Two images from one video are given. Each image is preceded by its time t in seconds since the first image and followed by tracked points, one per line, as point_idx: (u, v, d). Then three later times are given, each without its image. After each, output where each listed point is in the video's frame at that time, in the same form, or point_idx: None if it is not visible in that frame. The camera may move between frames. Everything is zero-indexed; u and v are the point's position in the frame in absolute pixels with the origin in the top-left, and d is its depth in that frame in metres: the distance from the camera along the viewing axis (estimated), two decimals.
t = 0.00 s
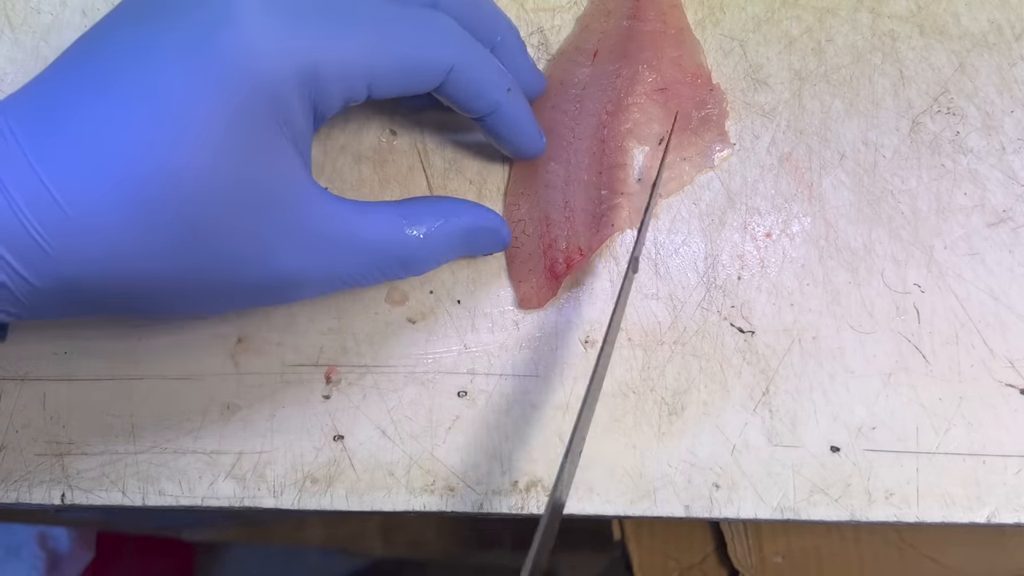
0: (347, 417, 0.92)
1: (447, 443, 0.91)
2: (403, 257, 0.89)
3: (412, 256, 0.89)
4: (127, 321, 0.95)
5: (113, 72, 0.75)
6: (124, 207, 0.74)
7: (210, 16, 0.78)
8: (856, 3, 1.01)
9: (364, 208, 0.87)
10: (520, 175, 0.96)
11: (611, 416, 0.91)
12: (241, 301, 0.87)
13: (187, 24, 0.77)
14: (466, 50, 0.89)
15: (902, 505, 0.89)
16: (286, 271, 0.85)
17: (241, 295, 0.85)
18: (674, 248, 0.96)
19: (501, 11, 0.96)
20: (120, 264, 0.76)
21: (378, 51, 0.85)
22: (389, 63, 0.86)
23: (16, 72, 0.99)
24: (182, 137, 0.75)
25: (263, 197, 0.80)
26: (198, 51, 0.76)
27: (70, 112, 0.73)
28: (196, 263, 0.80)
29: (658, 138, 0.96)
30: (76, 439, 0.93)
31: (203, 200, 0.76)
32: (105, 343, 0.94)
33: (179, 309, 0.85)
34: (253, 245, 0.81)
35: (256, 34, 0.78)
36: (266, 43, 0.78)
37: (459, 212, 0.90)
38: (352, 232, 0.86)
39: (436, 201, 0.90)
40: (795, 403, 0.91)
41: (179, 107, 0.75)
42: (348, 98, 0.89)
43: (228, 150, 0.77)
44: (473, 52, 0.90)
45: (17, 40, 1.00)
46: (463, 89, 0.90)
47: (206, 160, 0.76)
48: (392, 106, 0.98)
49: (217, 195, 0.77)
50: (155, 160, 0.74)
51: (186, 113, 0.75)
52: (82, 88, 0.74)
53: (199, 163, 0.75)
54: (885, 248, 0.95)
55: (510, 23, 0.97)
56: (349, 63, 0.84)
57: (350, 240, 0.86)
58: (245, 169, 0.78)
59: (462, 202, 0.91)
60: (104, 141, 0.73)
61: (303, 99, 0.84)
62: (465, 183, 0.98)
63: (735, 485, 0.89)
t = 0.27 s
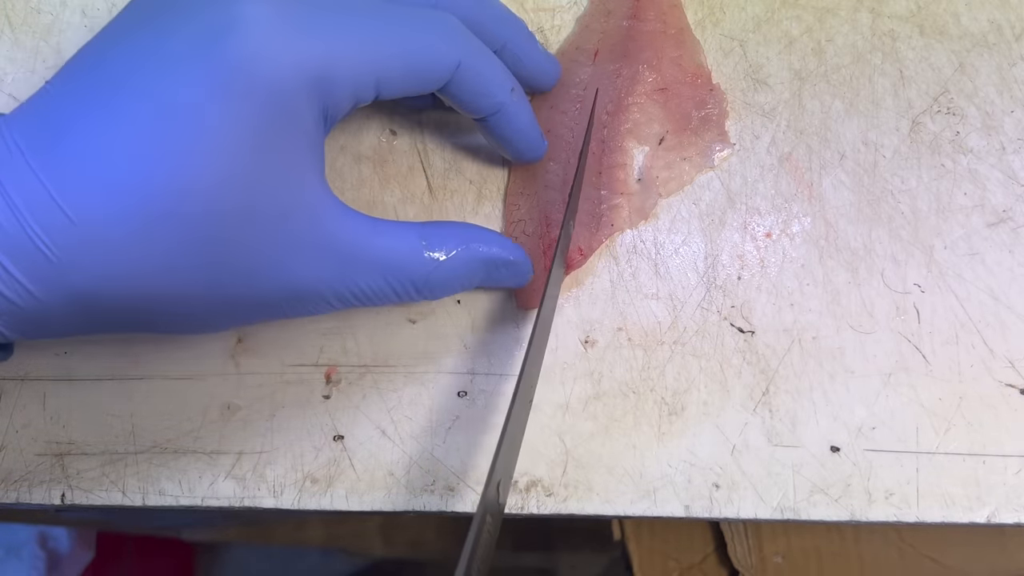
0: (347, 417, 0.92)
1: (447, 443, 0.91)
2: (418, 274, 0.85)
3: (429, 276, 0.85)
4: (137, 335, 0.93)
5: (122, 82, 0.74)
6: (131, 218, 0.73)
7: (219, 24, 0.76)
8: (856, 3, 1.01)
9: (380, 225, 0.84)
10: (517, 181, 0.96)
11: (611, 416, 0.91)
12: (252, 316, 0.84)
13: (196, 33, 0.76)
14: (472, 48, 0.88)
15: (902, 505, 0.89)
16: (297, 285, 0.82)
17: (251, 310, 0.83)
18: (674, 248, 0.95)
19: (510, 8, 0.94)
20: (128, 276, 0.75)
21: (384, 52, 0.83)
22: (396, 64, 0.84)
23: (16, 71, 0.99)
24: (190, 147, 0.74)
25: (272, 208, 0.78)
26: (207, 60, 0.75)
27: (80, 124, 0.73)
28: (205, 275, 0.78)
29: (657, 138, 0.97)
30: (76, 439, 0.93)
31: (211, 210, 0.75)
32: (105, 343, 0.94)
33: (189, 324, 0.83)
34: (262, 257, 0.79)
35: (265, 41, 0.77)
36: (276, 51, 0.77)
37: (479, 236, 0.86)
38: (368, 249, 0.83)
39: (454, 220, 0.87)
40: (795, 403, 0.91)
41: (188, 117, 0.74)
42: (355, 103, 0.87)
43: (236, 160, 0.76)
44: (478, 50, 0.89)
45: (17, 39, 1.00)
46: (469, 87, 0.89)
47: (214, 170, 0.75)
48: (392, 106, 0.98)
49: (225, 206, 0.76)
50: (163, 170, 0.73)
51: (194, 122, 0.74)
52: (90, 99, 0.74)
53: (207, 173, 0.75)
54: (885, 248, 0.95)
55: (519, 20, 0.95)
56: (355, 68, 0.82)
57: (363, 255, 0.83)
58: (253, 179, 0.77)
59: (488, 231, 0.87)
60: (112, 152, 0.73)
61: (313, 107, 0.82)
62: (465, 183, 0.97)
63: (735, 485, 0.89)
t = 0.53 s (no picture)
0: (347, 417, 0.92)
1: (447, 443, 0.91)
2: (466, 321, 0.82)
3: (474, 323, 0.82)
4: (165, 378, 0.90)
5: (165, 123, 0.70)
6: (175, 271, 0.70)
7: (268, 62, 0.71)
8: (856, 3, 1.01)
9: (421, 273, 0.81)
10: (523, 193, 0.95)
11: (611, 416, 0.91)
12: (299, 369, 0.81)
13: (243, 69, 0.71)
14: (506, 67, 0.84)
15: (902, 505, 0.88)
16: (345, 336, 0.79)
17: (299, 362, 0.79)
18: (674, 248, 0.95)
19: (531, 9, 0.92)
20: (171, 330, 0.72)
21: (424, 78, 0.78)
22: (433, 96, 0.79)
23: (16, 71, 0.99)
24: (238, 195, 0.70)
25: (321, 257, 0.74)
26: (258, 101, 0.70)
27: (123, 169, 0.69)
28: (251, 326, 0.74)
29: (657, 138, 0.97)
30: (76, 439, 0.93)
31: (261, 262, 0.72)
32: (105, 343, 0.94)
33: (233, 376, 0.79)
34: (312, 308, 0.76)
35: (317, 83, 0.72)
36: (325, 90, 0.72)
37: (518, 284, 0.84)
38: (417, 301, 0.80)
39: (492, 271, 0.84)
40: (795, 403, 0.91)
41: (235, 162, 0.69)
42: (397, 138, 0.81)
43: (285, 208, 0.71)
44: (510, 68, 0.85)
45: (17, 39, 1.00)
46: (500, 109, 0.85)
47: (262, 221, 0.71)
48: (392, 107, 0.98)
49: (274, 257, 0.72)
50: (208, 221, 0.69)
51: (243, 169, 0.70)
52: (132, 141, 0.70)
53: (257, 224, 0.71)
54: (885, 248, 0.95)
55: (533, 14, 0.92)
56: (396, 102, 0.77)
57: (411, 307, 0.80)
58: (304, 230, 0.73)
59: (525, 279, 0.85)
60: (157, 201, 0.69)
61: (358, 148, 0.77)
62: (465, 183, 0.97)
63: (735, 485, 0.89)
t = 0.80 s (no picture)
0: (347, 417, 0.92)
1: (447, 443, 0.91)
2: (458, 325, 0.83)
3: (468, 324, 0.84)
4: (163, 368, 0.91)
5: (161, 118, 0.70)
6: (168, 265, 0.69)
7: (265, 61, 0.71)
8: (855, 3, 1.01)
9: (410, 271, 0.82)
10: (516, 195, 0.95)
11: (611, 416, 0.91)
12: (287, 366, 0.81)
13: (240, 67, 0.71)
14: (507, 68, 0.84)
15: (902, 505, 0.88)
16: (337, 335, 0.79)
17: (288, 360, 0.79)
18: (674, 248, 0.95)
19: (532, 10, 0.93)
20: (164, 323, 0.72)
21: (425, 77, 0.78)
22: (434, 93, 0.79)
23: (16, 71, 0.99)
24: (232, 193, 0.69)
25: (314, 256, 0.74)
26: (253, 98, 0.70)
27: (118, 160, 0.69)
28: (242, 323, 0.74)
29: (657, 138, 0.97)
30: (76, 439, 0.93)
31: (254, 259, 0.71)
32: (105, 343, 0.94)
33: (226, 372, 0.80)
34: (304, 305, 0.76)
35: (318, 82, 0.72)
36: (321, 91, 0.72)
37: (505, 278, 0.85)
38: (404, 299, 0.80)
39: (480, 267, 0.85)
40: (795, 403, 0.91)
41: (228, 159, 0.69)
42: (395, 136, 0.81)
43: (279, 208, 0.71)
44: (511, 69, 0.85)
45: (17, 39, 1.00)
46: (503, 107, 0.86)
47: (256, 219, 0.70)
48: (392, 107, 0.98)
49: (267, 255, 0.72)
50: (201, 217, 0.69)
51: (238, 165, 0.70)
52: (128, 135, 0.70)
53: (250, 220, 0.70)
54: (885, 248, 0.95)
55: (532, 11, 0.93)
56: (393, 101, 0.77)
57: (403, 307, 0.80)
58: (297, 228, 0.72)
59: (503, 266, 0.86)
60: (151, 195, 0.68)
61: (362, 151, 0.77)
62: (465, 183, 0.97)
63: (735, 485, 0.89)
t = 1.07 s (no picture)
0: (347, 417, 0.92)
1: (447, 443, 0.91)
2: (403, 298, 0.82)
3: (412, 293, 0.82)
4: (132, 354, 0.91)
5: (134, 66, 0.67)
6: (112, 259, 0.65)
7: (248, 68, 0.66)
8: (856, 3, 1.01)
9: (354, 259, 0.80)
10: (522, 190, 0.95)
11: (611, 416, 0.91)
12: (255, 343, 0.77)
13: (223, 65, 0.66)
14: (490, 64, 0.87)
15: (902, 506, 0.88)
16: (284, 336, 0.77)
17: (257, 336, 0.75)
18: (674, 248, 0.95)
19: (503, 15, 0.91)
20: (106, 311, 0.69)
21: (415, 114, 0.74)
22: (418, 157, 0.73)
23: (16, 71, 0.99)
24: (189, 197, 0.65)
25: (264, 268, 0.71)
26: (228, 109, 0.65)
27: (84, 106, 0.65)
28: (187, 319, 0.72)
29: (658, 138, 0.97)
30: (75, 439, 0.93)
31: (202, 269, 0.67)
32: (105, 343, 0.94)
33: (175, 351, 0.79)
34: (252, 312, 0.73)
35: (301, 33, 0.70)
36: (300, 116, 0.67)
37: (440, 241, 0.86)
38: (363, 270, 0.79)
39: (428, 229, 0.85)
40: (795, 403, 0.91)
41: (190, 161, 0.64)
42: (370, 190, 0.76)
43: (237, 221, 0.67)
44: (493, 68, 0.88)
45: (17, 40, 1.00)
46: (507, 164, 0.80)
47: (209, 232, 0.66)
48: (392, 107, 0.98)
49: (217, 267, 0.68)
50: (151, 217, 0.64)
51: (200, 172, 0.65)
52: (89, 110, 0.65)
53: (204, 235, 0.65)
54: (885, 248, 0.95)
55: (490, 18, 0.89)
56: (371, 142, 0.70)
57: (359, 300, 0.79)
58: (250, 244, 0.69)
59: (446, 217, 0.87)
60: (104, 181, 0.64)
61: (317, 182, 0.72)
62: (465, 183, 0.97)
63: (735, 485, 0.89)
